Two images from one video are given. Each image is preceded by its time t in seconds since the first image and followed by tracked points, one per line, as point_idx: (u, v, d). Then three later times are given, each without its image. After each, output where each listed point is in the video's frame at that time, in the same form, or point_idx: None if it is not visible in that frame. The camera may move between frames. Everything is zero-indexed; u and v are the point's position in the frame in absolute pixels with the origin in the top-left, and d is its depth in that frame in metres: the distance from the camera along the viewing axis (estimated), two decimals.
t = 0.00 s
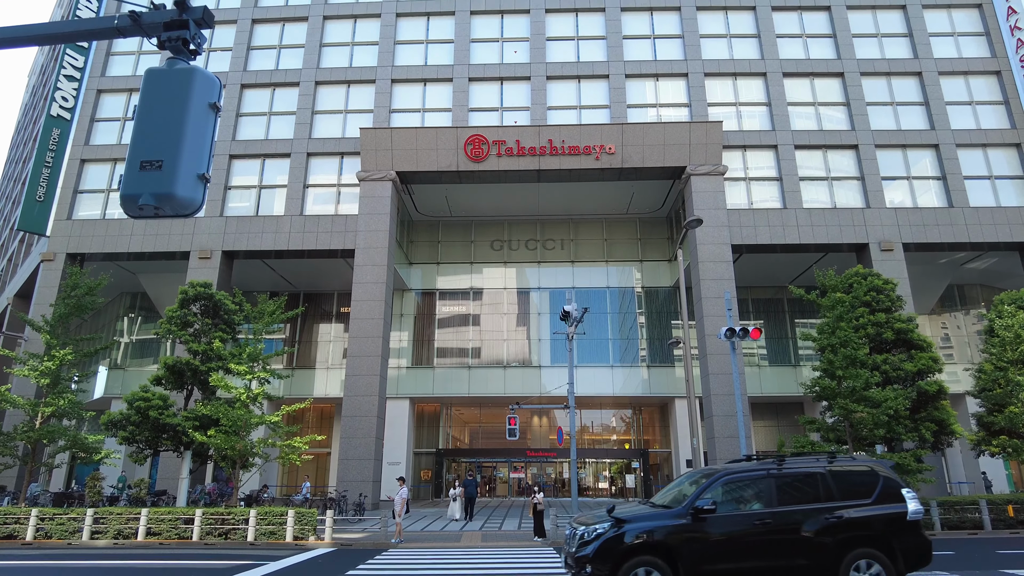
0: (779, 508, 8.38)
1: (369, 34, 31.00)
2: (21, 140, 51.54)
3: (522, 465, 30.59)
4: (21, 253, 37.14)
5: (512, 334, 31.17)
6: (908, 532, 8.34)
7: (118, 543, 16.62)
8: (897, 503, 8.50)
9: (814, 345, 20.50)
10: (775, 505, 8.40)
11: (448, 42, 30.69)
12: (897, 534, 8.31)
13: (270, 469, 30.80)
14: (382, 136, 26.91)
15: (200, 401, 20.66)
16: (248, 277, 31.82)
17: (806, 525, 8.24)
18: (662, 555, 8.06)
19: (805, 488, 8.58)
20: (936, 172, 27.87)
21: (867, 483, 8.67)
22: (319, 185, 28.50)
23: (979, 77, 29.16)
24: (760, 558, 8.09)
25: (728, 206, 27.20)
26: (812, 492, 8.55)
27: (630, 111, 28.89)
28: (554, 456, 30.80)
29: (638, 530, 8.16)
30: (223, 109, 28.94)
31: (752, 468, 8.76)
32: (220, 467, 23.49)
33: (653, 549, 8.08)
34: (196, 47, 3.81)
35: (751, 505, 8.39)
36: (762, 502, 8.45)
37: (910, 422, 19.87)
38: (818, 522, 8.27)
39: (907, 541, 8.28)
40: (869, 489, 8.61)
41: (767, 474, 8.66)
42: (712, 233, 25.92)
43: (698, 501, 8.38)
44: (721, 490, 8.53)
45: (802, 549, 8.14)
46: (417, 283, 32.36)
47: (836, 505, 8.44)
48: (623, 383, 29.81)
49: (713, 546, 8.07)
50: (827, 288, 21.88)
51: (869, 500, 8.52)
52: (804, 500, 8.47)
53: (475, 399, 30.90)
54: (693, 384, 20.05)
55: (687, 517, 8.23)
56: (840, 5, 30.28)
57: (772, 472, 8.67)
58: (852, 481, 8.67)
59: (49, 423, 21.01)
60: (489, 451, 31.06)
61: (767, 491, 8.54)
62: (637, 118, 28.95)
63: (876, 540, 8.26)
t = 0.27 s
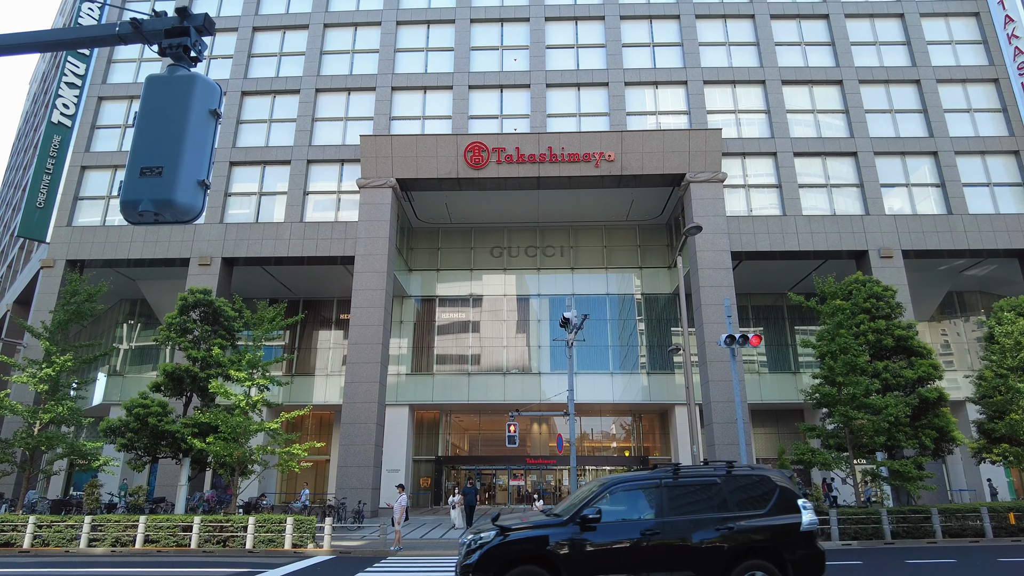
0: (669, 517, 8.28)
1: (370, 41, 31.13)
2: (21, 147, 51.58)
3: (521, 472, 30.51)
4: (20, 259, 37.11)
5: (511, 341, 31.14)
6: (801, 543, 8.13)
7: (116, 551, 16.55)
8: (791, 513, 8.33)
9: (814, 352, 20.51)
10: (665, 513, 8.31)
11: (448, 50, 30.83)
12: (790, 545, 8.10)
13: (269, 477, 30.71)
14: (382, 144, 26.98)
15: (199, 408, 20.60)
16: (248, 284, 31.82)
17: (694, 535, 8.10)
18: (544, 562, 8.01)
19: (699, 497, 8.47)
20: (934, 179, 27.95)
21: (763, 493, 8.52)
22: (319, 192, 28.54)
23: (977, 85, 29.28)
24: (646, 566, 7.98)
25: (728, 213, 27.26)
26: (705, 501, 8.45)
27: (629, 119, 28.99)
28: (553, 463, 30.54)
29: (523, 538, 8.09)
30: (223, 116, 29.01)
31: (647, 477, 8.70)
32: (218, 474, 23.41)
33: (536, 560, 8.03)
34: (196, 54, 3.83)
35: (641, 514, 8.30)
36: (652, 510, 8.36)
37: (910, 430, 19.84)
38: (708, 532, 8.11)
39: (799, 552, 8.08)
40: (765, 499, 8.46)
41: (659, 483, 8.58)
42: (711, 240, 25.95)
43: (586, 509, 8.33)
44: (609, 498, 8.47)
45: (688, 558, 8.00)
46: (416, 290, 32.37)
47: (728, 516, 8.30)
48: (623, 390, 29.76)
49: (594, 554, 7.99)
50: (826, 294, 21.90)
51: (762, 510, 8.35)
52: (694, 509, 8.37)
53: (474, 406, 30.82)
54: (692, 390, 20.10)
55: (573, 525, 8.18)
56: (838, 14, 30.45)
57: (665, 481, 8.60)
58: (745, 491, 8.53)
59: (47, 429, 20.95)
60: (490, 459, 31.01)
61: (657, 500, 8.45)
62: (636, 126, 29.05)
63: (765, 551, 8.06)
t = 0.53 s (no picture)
0: (557, 523, 8.34)
1: (370, 45, 31.20)
2: (21, 151, 51.62)
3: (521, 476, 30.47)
4: (20, 263, 37.10)
5: (511, 344, 31.13)
6: (688, 552, 8.09)
7: (114, 555, 16.50)
8: (681, 522, 8.31)
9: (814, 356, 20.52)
10: (553, 519, 8.36)
11: (448, 54, 30.89)
12: (677, 553, 8.05)
13: (268, 480, 30.66)
14: (382, 147, 27.01)
15: (198, 411, 20.57)
16: (248, 288, 31.81)
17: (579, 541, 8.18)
18: (429, 566, 8.12)
19: (590, 504, 8.53)
20: (934, 183, 27.99)
21: (656, 502, 8.52)
22: (319, 195, 28.56)
23: (975, 89, 29.36)
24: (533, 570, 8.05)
25: (727, 217, 27.30)
26: (596, 508, 8.49)
27: (629, 122, 29.05)
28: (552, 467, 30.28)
29: (406, 541, 8.22)
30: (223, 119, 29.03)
31: (543, 482, 8.77)
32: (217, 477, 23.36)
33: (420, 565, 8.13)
34: (197, 56, 3.83)
35: (527, 520, 8.39)
36: (542, 516, 8.41)
37: (910, 433, 19.82)
38: (597, 539, 8.17)
39: (687, 561, 8.03)
40: (658, 508, 8.45)
41: (552, 489, 8.64)
42: (711, 243, 25.95)
43: (478, 513, 8.41)
44: (499, 502, 8.55)
45: (573, 563, 8.06)
46: (416, 294, 32.37)
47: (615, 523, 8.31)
48: (623, 394, 29.74)
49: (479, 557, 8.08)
50: (826, 298, 21.91)
51: (652, 518, 8.35)
52: (583, 516, 8.41)
53: (474, 409, 30.79)
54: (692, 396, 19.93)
55: (460, 530, 8.26)
56: (837, 18, 30.54)
57: (558, 487, 8.67)
58: (637, 498, 8.55)
59: (46, 433, 20.91)
60: (488, 463, 30.59)
61: (548, 505, 8.51)
62: (636, 129, 29.10)
63: (651, 558, 8.02)
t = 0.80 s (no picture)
0: (442, 525, 8.38)
1: (370, 46, 31.23)
2: (22, 152, 51.62)
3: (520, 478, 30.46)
4: (20, 264, 37.07)
5: (510, 346, 31.13)
6: (575, 552, 8.11)
7: (113, 556, 16.47)
8: (569, 524, 8.33)
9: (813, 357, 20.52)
10: (442, 521, 8.41)
11: (448, 56, 30.92)
12: (561, 554, 8.10)
13: (267, 482, 30.65)
14: (382, 149, 27.02)
15: (198, 412, 20.54)
16: (247, 289, 31.80)
17: (463, 542, 8.21)
18: (309, 567, 8.12)
19: (482, 505, 8.56)
20: (933, 185, 28.01)
21: (548, 503, 8.55)
22: (319, 197, 28.56)
23: (975, 91, 29.40)
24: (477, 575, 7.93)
25: (727, 218, 27.33)
26: (486, 508, 8.53)
27: (629, 124, 29.08)
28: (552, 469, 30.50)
29: (291, 542, 8.21)
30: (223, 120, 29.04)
31: (436, 483, 8.81)
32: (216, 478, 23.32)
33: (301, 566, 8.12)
34: (197, 58, 3.83)
35: (414, 521, 8.43)
36: (432, 518, 8.46)
37: (910, 434, 19.82)
38: (481, 541, 8.21)
39: (573, 562, 8.07)
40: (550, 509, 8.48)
41: (443, 490, 8.67)
42: (710, 245, 25.96)
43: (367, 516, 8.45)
44: (387, 505, 8.56)
45: (459, 565, 8.12)
46: (416, 295, 32.35)
47: (505, 525, 8.36)
48: (623, 395, 29.73)
49: (363, 561, 8.13)
50: (826, 299, 21.91)
51: (542, 520, 8.39)
52: (473, 518, 8.45)
53: (473, 411, 30.76)
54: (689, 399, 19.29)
55: (345, 532, 8.27)
56: (837, 20, 30.60)
57: (448, 489, 8.70)
58: (529, 499, 8.58)
59: (45, 434, 20.89)
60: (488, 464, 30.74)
61: (438, 507, 8.56)
62: (635, 131, 29.13)
63: (537, 559, 8.07)
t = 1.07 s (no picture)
0: (330, 526, 8.33)
1: (370, 47, 31.24)
2: (21, 153, 51.57)
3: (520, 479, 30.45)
4: (19, 264, 37.01)
5: (510, 347, 31.13)
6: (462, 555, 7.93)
7: (112, 558, 16.43)
8: (457, 526, 8.17)
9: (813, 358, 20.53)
10: (329, 523, 8.37)
11: (448, 57, 30.93)
12: (446, 555, 7.93)
13: (267, 482, 30.65)
14: (381, 149, 27.03)
15: (197, 413, 20.51)
16: (247, 290, 31.79)
17: (349, 544, 8.13)
18: (190, 567, 8.08)
19: (372, 506, 8.47)
20: (933, 186, 28.02)
21: (439, 504, 8.41)
22: (318, 198, 28.55)
23: (974, 92, 29.43)
24: None
25: (726, 219, 27.35)
26: (374, 510, 8.44)
27: (628, 125, 29.10)
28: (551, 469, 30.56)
29: (176, 543, 8.19)
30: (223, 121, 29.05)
31: (328, 484, 8.76)
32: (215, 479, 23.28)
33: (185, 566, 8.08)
34: (196, 59, 3.83)
35: (302, 521, 8.40)
36: (321, 519, 8.42)
37: (909, 435, 19.81)
38: (365, 543, 8.12)
39: (458, 564, 7.88)
40: (441, 511, 8.33)
41: (333, 492, 8.60)
42: (710, 246, 25.97)
43: (253, 517, 8.39)
44: (276, 506, 8.52)
45: (344, 565, 8.04)
46: (415, 296, 32.33)
47: (389, 527, 8.23)
48: (622, 396, 29.72)
49: (242, 562, 8.08)
50: (825, 300, 21.93)
51: (428, 522, 8.23)
52: (360, 520, 8.36)
53: (472, 412, 30.74)
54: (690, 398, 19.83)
55: (232, 531, 8.25)
56: (836, 21, 30.62)
57: (340, 490, 8.64)
58: (417, 500, 8.46)
59: (44, 435, 20.89)
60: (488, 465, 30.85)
61: (326, 509, 8.50)
62: (635, 132, 29.15)
63: (418, 562, 7.95)
